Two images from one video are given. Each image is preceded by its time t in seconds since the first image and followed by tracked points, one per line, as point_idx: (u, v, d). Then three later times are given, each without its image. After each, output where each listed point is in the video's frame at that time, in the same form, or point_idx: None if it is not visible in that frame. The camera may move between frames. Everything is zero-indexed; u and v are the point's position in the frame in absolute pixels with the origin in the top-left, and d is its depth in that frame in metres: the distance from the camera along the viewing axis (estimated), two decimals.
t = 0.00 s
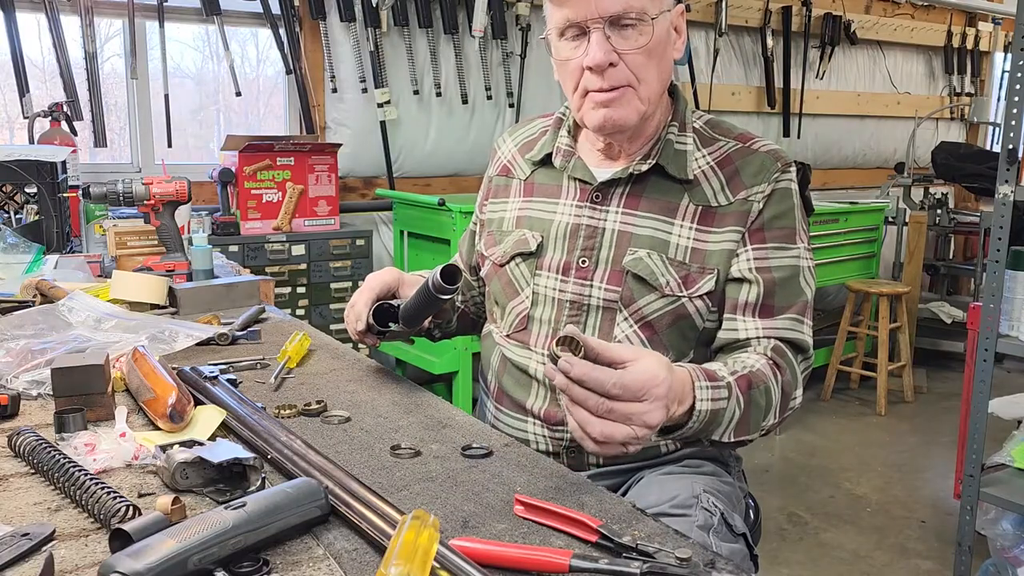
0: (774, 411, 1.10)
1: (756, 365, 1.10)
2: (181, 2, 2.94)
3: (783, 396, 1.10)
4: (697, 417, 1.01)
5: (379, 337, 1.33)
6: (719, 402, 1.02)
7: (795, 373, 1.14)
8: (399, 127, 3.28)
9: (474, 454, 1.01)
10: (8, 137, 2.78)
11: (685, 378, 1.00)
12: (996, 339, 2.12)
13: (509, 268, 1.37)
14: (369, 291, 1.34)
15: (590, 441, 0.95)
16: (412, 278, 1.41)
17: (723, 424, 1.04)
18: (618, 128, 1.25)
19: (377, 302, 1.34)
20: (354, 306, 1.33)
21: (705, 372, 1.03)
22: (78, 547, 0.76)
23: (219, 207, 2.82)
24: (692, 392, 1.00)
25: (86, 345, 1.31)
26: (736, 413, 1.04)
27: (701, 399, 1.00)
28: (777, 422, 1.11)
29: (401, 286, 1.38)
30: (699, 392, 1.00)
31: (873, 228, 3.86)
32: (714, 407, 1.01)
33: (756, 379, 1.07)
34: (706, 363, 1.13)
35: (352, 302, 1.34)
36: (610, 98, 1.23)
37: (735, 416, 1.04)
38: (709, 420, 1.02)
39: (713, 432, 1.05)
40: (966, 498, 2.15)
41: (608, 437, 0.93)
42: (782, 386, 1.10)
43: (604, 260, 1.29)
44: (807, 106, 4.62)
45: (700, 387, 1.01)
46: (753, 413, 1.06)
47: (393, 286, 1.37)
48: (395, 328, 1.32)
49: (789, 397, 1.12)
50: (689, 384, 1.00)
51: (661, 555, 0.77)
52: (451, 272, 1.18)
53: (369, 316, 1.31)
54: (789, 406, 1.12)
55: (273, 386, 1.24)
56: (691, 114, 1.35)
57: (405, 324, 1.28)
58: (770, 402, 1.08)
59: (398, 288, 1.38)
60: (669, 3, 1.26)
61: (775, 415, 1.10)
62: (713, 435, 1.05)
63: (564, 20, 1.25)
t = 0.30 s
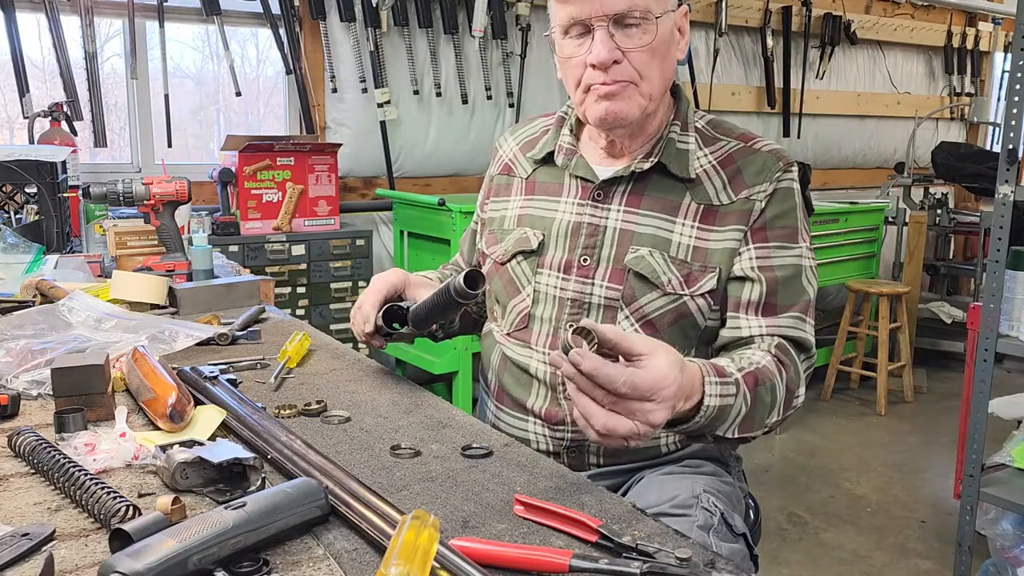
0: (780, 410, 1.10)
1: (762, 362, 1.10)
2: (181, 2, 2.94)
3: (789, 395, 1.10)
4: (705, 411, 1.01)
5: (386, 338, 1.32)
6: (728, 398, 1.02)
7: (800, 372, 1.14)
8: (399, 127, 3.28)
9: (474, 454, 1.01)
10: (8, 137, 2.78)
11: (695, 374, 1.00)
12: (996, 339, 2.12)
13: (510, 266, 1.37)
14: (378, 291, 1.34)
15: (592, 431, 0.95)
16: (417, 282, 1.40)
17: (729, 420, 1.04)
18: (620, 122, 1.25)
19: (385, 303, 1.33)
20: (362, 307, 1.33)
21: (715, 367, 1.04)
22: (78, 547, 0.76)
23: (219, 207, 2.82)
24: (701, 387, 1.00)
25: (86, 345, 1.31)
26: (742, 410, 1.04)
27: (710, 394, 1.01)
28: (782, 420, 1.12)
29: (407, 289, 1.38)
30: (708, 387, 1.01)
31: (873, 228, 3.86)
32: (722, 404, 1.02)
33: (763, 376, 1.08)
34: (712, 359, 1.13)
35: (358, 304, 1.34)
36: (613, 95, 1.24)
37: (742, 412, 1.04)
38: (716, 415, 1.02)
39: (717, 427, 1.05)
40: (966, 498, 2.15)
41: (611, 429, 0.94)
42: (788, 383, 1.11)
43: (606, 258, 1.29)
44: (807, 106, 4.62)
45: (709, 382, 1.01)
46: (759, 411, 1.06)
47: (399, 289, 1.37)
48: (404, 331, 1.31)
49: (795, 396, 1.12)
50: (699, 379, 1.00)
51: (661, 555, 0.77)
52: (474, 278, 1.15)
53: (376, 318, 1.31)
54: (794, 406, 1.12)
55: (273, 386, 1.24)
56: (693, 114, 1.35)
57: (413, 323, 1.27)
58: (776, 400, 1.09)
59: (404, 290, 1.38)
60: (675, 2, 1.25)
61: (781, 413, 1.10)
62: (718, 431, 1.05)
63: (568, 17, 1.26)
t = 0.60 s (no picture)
0: (773, 402, 1.09)
1: (757, 354, 1.10)
2: (181, 2, 2.94)
3: (782, 387, 1.10)
4: (694, 399, 1.01)
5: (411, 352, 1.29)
6: (718, 386, 1.02)
7: (797, 368, 1.14)
8: (399, 127, 3.28)
9: (475, 455, 1.01)
10: (8, 137, 2.78)
11: (686, 360, 1.00)
12: (996, 339, 2.12)
13: (511, 266, 1.37)
14: (401, 307, 1.30)
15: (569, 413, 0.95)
16: (435, 293, 1.37)
17: (720, 410, 1.04)
18: (621, 125, 1.25)
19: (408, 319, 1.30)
20: (386, 322, 1.29)
21: (707, 356, 1.04)
22: (78, 547, 0.76)
23: (219, 207, 2.82)
24: (691, 373, 1.01)
25: (86, 345, 1.31)
26: (733, 400, 1.04)
27: (699, 381, 1.01)
28: (775, 414, 1.11)
29: (426, 301, 1.35)
30: (698, 374, 1.01)
31: (873, 228, 3.86)
32: (711, 391, 1.02)
33: (756, 368, 1.07)
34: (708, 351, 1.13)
35: (378, 319, 1.31)
36: (614, 95, 1.24)
37: (734, 402, 1.04)
38: (705, 404, 1.02)
39: (708, 418, 1.05)
40: (966, 498, 2.15)
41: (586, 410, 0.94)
42: (782, 376, 1.10)
43: (607, 259, 1.29)
44: (807, 106, 4.62)
45: (700, 368, 1.02)
46: (750, 402, 1.06)
47: (419, 300, 1.34)
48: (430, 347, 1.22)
49: (789, 390, 1.11)
50: (689, 364, 1.00)
51: (661, 555, 0.77)
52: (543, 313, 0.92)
53: (401, 332, 1.28)
54: (789, 400, 1.12)
55: (273, 386, 1.24)
56: (694, 113, 1.34)
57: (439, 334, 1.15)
58: (769, 392, 1.08)
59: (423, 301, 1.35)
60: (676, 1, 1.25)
61: (775, 407, 1.10)
62: (708, 421, 1.05)
63: (569, 17, 1.26)
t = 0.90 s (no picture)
0: (769, 404, 1.09)
1: (754, 356, 1.10)
2: (181, 2, 2.94)
3: (778, 389, 1.10)
4: (687, 401, 1.02)
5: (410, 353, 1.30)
6: (711, 388, 1.02)
7: (795, 369, 1.14)
8: (399, 127, 3.28)
9: (474, 455, 1.01)
10: (8, 137, 2.78)
11: (679, 362, 1.00)
12: (995, 339, 2.12)
13: (511, 266, 1.38)
14: (401, 307, 1.30)
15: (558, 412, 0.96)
16: (435, 294, 1.37)
17: (715, 411, 1.04)
18: (620, 125, 1.25)
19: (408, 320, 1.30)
20: (386, 322, 1.29)
21: (701, 358, 1.04)
22: (78, 547, 0.76)
23: (219, 207, 2.82)
24: (684, 375, 1.01)
25: (86, 345, 1.31)
26: (728, 402, 1.04)
27: (692, 383, 1.01)
28: (773, 416, 1.11)
29: (426, 301, 1.35)
30: (691, 376, 1.01)
31: (873, 228, 3.86)
32: (705, 394, 1.02)
33: (751, 370, 1.07)
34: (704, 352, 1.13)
35: (378, 318, 1.31)
36: (613, 96, 1.24)
37: (729, 404, 1.04)
38: (699, 406, 1.02)
39: (703, 420, 1.05)
40: (966, 498, 2.15)
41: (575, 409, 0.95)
42: (779, 378, 1.10)
43: (607, 259, 1.29)
44: (807, 106, 4.62)
45: (693, 370, 1.02)
46: (746, 404, 1.06)
47: (420, 301, 1.34)
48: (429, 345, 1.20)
49: (786, 391, 1.11)
50: (682, 367, 1.01)
51: (661, 555, 0.77)
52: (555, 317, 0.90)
53: (400, 333, 1.28)
54: (786, 402, 1.12)
55: (273, 386, 1.24)
56: (695, 114, 1.34)
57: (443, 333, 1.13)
58: (765, 394, 1.08)
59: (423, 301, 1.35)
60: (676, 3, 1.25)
61: (772, 408, 1.10)
62: (703, 423, 1.05)
63: (569, 17, 1.26)
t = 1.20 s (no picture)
0: (764, 406, 1.09)
1: (750, 360, 1.09)
2: (181, 2, 2.94)
3: (774, 392, 1.10)
4: (679, 404, 1.02)
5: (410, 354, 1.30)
6: (703, 392, 1.03)
7: (791, 371, 1.14)
8: (399, 127, 3.28)
9: (474, 455, 1.01)
10: (8, 137, 2.78)
11: (671, 366, 1.00)
12: (995, 339, 2.12)
13: (511, 267, 1.38)
14: (401, 307, 1.30)
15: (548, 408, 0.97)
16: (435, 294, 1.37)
17: (708, 414, 1.04)
18: (618, 123, 1.25)
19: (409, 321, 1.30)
20: (387, 323, 1.29)
21: (693, 362, 1.04)
22: (78, 547, 0.76)
23: (219, 207, 2.82)
24: (676, 379, 1.01)
25: (86, 345, 1.31)
26: (721, 405, 1.04)
27: (684, 387, 1.01)
28: (768, 419, 1.10)
29: (426, 301, 1.35)
30: (683, 380, 1.01)
31: (873, 228, 3.86)
32: (697, 397, 1.02)
33: (745, 374, 1.07)
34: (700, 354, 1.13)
35: (379, 319, 1.31)
36: (612, 96, 1.24)
37: (722, 407, 1.05)
38: (691, 409, 1.03)
39: (697, 422, 1.05)
40: (966, 498, 2.15)
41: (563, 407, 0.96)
42: (774, 380, 1.10)
43: (607, 260, 1.29)
44: (807, 106, 4.62)
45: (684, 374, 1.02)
46: (739, 407, 1.06)
47: (421, 301, 1.34)
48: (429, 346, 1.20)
49: (782, 394, 1.11)
50: (674, 371, 1.01)
51: (661, 555, 0.77)
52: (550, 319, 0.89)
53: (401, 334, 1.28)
54: (781, 405, 1.12)
55: (273, 386, 1.24)
56: (695, 114, 1.34)
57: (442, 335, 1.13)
58: (759, 397, 1.08)
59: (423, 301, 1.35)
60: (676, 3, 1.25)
61: (767, 411, 1.09)
62: (696, 426, 1.05)
63: (568, 17, 1.26)
